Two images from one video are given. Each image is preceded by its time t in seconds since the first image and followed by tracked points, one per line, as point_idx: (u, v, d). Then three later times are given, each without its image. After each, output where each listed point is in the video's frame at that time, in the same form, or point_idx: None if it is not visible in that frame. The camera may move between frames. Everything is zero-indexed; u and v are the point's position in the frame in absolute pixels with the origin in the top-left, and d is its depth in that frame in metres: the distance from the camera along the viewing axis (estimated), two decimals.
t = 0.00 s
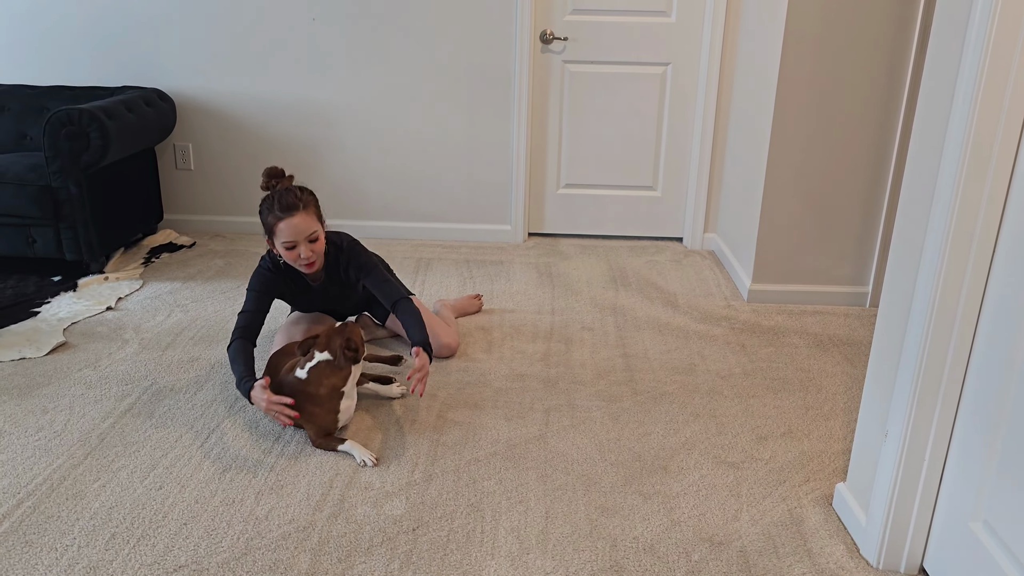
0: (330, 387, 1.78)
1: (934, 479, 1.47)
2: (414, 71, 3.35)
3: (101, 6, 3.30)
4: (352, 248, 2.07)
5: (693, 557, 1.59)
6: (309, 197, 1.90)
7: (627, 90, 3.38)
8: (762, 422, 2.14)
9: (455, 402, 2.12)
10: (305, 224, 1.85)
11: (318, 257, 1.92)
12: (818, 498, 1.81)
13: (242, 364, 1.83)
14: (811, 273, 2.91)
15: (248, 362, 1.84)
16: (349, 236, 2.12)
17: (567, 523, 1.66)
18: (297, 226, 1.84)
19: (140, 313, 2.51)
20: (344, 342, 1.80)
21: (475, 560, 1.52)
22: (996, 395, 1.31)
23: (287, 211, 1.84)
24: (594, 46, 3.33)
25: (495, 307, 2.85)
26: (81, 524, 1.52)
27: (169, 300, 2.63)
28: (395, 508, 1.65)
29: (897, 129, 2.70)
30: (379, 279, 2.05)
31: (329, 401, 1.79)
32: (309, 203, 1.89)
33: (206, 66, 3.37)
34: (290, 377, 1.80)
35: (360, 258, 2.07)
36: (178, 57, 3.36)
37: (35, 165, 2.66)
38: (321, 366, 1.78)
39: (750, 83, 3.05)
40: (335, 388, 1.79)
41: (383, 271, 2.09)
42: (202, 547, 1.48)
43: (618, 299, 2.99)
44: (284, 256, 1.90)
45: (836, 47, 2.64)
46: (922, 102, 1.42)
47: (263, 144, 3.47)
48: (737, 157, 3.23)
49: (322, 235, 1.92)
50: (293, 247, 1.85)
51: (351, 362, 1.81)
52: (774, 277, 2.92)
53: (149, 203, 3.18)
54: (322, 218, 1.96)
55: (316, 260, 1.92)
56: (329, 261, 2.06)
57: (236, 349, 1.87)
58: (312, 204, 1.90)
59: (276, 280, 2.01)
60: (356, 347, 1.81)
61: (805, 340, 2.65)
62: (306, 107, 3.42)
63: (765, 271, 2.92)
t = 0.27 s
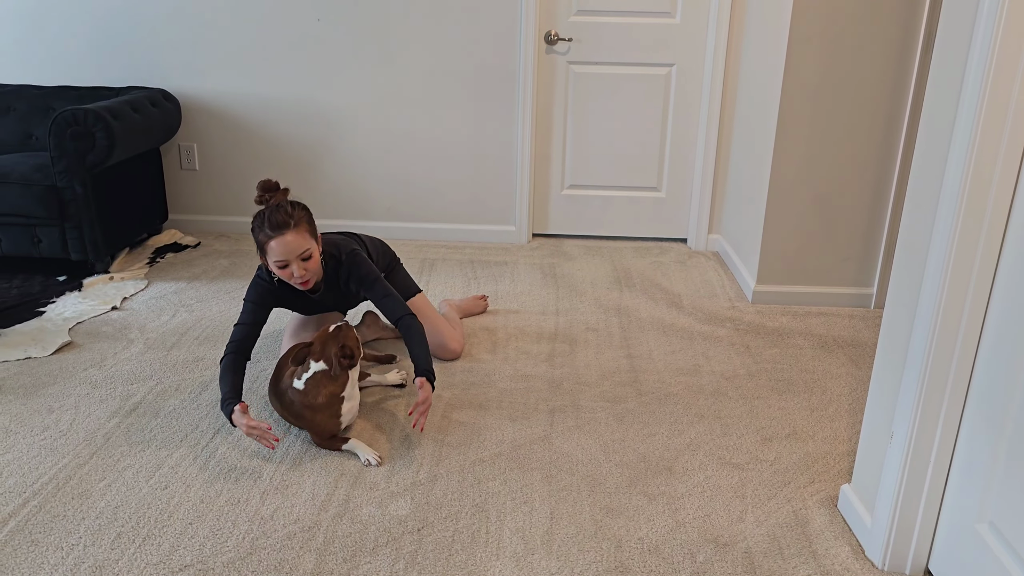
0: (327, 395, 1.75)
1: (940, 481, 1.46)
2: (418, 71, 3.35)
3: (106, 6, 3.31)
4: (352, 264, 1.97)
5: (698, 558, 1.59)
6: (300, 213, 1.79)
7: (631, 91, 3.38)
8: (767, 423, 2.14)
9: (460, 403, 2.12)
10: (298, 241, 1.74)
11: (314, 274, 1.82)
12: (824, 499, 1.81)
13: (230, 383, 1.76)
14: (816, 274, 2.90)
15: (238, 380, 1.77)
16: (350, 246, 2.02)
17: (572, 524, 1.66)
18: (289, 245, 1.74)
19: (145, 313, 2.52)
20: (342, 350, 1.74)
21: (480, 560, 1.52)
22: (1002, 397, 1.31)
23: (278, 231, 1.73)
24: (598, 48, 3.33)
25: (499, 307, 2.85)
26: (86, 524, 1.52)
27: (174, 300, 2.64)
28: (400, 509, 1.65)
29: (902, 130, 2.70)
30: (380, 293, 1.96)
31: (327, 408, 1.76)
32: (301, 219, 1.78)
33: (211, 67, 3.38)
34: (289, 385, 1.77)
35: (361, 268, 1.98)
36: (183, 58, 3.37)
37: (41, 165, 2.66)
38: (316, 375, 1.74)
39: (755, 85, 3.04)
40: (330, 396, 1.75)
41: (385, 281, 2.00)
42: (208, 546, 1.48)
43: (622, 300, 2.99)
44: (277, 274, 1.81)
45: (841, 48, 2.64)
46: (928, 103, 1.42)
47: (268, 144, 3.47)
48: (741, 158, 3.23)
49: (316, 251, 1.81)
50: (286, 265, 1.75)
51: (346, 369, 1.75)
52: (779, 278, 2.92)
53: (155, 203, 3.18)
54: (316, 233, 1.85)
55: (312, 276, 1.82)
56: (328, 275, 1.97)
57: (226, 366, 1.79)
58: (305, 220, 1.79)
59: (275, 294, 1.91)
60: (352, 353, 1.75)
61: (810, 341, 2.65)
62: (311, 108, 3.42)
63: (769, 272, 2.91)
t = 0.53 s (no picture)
0: (333, 398, 1.74)
1: (949, 480, 1.46)
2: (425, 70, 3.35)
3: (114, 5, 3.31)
4: (354, 272, 1.84)
5: (706, 557, 1.58)
6: (300, 227, 1.66)
7: (639, 90, 3.38)
8: (775, 423, 2.13)
9: (467, 401, 2.11)
10: (302, 259, 1.63)
11: (319, 288, 1.72)
12: (832, 499, 1.80)
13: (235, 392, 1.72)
14: (824, 273, 2.89)
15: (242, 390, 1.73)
16: (352, 252, 1.88)
17: (579, 522, 1.65)
18: (291, 264, 1.62)
19: (152, 310, 2.52)
20: (347, 355, 1.71)
21: (488, 558, 1.52)
22: (1012, 396, 1.30)
23: (278, 251, 1.61)
24: (606, 46, 3.32)
25: (506, 305, 2.85)
26: (95, 520, 1.52)
27: (181, 298, 2.64)
28: (407, 507, 1.65)
29: (912, 128, 2.68)
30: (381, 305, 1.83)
31: (333, 410, 1.75)
32: (303, 234, 1.65)
33: (219, 65, 3.38)
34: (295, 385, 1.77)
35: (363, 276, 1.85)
36: (191, 56, 3.38)
37: (49, 162, 2.65)
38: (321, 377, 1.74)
39: (763, 83, 3.03)
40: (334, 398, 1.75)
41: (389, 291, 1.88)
42: (215, 543, 1.49)
43: (630, 298, 2.98)
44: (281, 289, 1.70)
45: (850, 47, 2.63)
46: (939, 100, 1.41)
47: (275, 142, 3.48)
48: (749, 157, 3.22)
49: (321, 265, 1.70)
50: (291, 284, 1.65)
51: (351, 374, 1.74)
52: (787, 277, 2.90)
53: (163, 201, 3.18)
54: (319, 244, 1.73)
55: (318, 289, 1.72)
56: (330, 284, 1.86)
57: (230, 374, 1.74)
58: (306, 234, 1.66)
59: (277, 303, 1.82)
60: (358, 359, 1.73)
61: (817, 341, 2.64)
62: (318, 106, 3.42)
63: (777, 271, 2.90)
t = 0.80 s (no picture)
0: (336, 398, 1.72)
1: (959, 480, 1.44)
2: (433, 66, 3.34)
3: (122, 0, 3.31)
4: (359, 280, 1.79)
5: (713, 556, 1.57)
6: (304, 239, 1.63)
7: (647, 87, 3.36)
8: (783, 421, 2.12)
9: (473, 398, 2.11)
10: (307, 272, 1.61)
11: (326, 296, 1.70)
12: (840, 498, 1.79)
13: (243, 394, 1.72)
14: (833, 271, 2.87)
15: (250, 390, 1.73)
16: (358, 258, 1.82)
17: (585, 520, 1.64)
18: (298, 278, 1.60)
19: (159, 306, 2.52)
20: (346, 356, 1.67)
21: (492, 555, 1.51)
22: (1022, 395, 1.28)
23: (284, 266, 1.59)
24: (615, 43, 3.30)
25: (513, 302, 2.84)
26: (99, 515, 1.52)
27: (188, 294, 2.64)
28: (412, 503, 1.64)
29: (923, 126, 2.66)
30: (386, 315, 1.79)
31: (335, 410, 1.73)
32: (307, 245, 1.63)
33: (227, 61, 3.38)
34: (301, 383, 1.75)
35: (368, 284, 1.80)
36: (199, 52, 3.38)
37: (57, 158, 2.64)
38: (326, 376, 1.71)
39: (773, 79, 3.01)
40: (338, 398, 1.72)
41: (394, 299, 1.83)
42: (219, 538, 1.48)
43: (637, 296, 2.97)
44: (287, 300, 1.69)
45: (860, 43, 2.60)
46: (951, 95, 1.39)
47: (282, 139, 3.47)
48: (758, 154, 3.19)
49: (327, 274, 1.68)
50: (298, 296, 1.63)
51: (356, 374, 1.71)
52: (796, 275, 2.88)
53: (171, 197, 3.18)
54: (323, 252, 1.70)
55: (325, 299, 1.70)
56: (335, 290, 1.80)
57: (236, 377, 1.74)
58: (310, 246, 1.63)
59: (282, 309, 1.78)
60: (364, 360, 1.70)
61: (826, 339, 2.62)
62: (325, 102, 3.42)
63: (785, 269, 2.88)
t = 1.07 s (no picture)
0: (335, 394, 1.71)
1: (965, 482, 1.41)
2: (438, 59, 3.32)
3: None
4: (358, 288, 1.77)
5: (714, 557, 1.55)
6: (302, 250, 1.61)
7: (654, 81, 3.33)
8: (787, 420, 2.09)
9: (474, 394, 2.09)
10: (306, 281, 1.60)
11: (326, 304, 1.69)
12: (844, 499, 1.76)
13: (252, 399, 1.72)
14: (841, 269, 2.84)
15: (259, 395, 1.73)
16: (357, 264, 1.81)
17: (585, 519, 1.62)
18: (298, 289, 1.59)
19: (160, 299, 2.51)
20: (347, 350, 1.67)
21: (490, 554, 1.50)
22: None
23: (283, 278, 1.57)
24: (622, 36, 3.27)
25: (517, 298, 2.82)
26: (95, 509, 1.51)
27: (190, 287, 2.63)
28: (410, 500, 1.62)
29: (933, 122, 2.62)
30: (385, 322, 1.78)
31: (334, 406, 1.72)
32: (304, 254, 1.61)
33: (232, 54, 3.37)
34: (298, 379, 1.74)
35: (367, 291, 1.78)
36: (204, 44, 3.36)
37: (60, 149, 2.63)
38: (324, 373, 1.71)
39: (782, 73, 2.97)
40: (337, 395, 1.71)
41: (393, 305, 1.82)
42: (215, 534, 1.47)
43: (642, 292, 2.94)
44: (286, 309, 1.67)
45: (870, 37, 2.56)
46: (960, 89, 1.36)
47: (287, 132, 3.46)
48: (766, 150, 3.16)
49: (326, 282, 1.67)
50: (298, 306, 1.62)
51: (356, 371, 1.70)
52: (803, 272, 2.85)
53: (176, 190, 3.16)
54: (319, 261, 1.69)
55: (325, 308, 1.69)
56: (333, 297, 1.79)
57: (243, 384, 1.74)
58: (308, 257, 1.62)
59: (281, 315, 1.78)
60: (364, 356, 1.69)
61: (833, 337, 2.59)
62: (330, 95, 3.40)
63: (793, 266, 2.85)
